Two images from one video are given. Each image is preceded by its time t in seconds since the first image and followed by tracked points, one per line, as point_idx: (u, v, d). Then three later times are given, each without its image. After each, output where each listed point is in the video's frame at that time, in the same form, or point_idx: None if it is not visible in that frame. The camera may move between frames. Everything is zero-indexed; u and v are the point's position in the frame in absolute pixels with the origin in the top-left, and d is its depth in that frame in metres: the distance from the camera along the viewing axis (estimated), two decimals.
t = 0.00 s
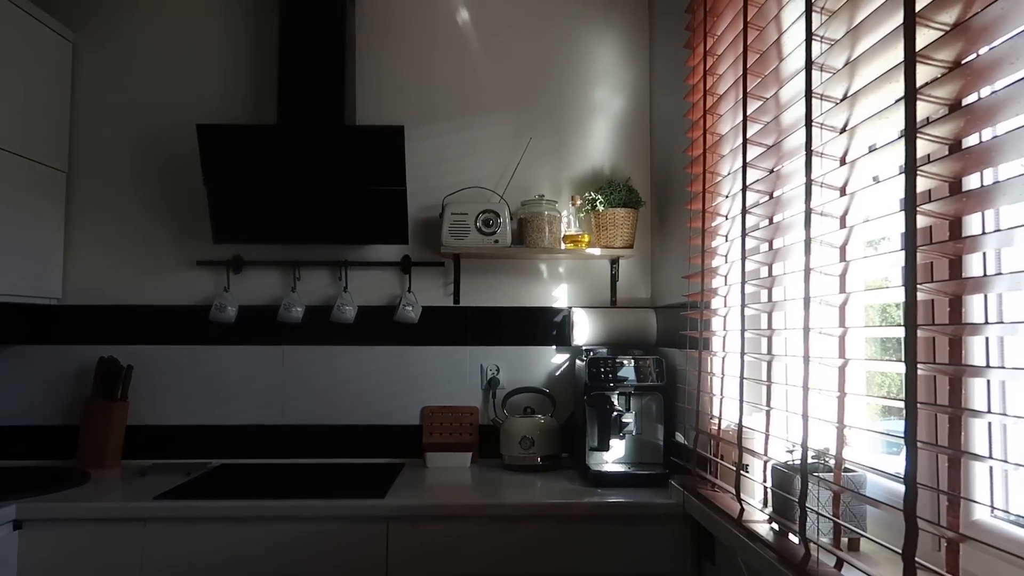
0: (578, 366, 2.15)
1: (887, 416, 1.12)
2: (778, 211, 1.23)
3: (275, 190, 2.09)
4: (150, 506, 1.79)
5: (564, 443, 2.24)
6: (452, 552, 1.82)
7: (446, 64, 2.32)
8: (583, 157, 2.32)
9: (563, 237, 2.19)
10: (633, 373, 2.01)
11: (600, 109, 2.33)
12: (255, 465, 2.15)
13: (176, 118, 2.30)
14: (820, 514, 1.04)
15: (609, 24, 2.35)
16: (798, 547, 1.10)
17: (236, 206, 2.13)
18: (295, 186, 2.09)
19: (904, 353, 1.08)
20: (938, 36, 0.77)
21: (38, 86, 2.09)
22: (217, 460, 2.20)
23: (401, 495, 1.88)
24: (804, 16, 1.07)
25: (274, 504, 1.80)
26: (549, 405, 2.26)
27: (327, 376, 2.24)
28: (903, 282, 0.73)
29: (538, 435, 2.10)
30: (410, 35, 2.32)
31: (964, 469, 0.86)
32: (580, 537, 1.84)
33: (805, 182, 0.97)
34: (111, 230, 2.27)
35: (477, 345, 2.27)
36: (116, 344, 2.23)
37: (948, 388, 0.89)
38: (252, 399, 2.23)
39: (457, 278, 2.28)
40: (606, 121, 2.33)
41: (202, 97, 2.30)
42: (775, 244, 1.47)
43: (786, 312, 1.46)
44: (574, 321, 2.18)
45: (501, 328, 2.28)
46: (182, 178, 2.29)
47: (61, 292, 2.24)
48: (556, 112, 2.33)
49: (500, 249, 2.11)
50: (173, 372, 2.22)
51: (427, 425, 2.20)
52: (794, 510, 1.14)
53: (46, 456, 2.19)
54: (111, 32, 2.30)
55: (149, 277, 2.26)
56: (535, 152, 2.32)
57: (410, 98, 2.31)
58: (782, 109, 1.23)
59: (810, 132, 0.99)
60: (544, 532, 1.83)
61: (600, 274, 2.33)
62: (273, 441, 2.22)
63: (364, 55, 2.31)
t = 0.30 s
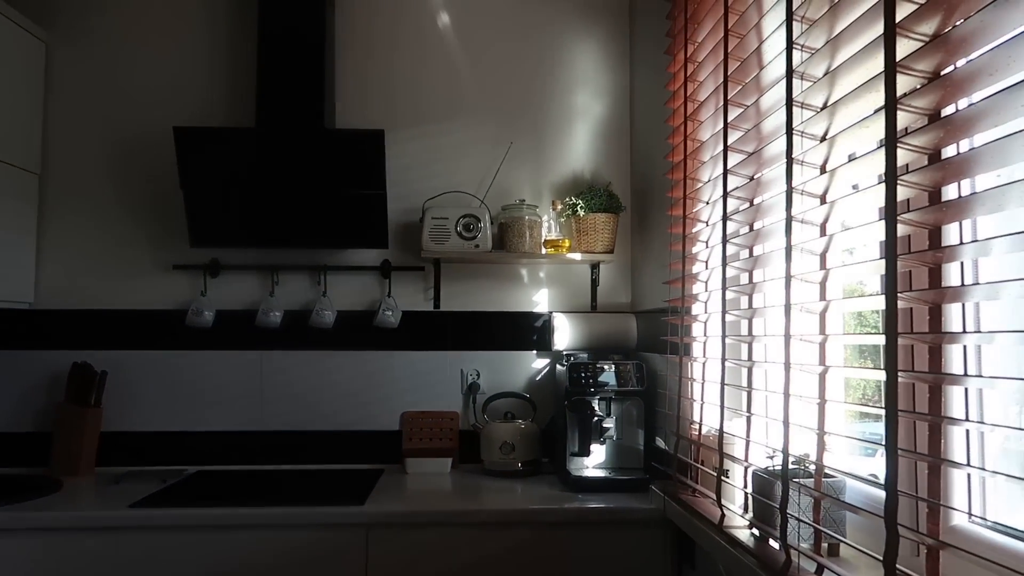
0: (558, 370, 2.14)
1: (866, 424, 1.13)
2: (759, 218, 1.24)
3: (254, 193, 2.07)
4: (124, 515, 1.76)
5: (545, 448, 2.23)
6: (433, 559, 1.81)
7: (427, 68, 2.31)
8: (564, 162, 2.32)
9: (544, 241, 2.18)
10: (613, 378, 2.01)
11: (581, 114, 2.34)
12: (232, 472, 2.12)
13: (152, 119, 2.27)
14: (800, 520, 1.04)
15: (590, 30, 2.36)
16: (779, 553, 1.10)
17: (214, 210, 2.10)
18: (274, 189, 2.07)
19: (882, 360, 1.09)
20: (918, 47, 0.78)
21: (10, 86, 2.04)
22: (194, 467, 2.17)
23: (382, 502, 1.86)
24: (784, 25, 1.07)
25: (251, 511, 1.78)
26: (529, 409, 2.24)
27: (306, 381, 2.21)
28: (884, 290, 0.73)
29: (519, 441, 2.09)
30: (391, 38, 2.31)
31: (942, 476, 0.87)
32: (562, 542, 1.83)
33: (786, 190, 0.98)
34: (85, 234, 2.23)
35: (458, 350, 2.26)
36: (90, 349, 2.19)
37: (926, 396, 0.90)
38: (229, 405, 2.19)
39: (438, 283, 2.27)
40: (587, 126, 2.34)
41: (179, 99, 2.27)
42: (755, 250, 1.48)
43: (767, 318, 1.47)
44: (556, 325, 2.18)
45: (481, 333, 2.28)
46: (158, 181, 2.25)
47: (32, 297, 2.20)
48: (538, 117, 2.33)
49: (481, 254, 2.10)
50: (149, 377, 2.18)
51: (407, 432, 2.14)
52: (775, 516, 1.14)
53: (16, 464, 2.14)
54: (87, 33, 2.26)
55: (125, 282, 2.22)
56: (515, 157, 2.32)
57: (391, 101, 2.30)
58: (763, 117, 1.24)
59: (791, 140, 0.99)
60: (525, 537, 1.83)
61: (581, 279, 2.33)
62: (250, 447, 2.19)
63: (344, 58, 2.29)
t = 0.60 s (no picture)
0: (539, 375, 2.13)
1: (845, 431, 1.14)
2: (739, 225, 1.25)
3: (231, 197, 2.04)
4: (94, 526, 1.72)
5: (525, 453, 2.22)
6: (412, 568, 1.78)
7: (407, 72, 2.30)
8: (544, 167, 2.32)
9: (524, 246, 2.18)
10: (594, 384, 2.01)
11: (561, 119, 2.34)
12: (207, 480, 2.08)
13: (126, 122, 2.23)
14: (781, 528, 1.04)
15: (570, 35, 2.36)
16: (760, 560, 1.10)
17: (189, 214, 2.06)
18: (250, 193, 2.04)
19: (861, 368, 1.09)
20: (897, 55, 0.78)
21: None
22: (167, 476, 2.12)
23: (360, 510, 1.84)
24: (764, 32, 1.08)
25: (227, 521, 1.74)
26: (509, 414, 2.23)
27: (283, 388, 2.18)
28: (865, 299, 0.73)
29: (499, 447, 2.08)
30: (370, 41, 2.29)
31: (923, 484, 0.88)
32: (542, 549, 1.82)
33: (767, 197, 0.98)
34: (55, 238, 2.18)
35: (437, 356, 2.24)
36: (60, 356, 2.14)
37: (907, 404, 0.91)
38: (204, 412, 2.16)
39: (417, 288, 2.26)
40: (567, 131, 2.34)
41: (154, 101, 2.24)
42: (735, 256, 1.48)
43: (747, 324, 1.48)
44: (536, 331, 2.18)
45: (461, 339, 2.27)
46: (132, 184, 2.21)
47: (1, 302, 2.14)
48: (518, 122, 2.32)
49: (461, 259, 2.09)
50: (121, 384, 2.14)
51: (386, 437, 2.12)
52: (756, 523, 1.14)
53: None
54: (58, 33, 2.22)
55: (97, 287, 2.18)
56: (495, 161, 2.31)
57: (371, 105, 2.28)
58: (743, 124, 1.24)
59: (772, 148, 0.99)
60: (505, 544, 1.81)
61: (561, 283, 2.33)
62: (226, 455, 2.15)
63: (323, 61, 2.27)
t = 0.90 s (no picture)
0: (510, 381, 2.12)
1: (812, 438, 1.15)
2: (710, 232, 1.25)
3: (197, 200, 2.00)
4: (50, 537, 1.66)
5: (496, 460, 2.20)
6: None
7: (377, 74, 2.27)
8: (516, 171, 2.31)
9: (495, 251, 2.16)
10: (565, 390, 2.00)
11: (533, 124, 2.33)
12: (170, 489, 2.03)
13: (87, 121, 2.16)
14: (752, 536, 1.04)
15: (542, 40, 2.36)
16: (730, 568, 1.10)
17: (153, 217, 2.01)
18: (217, 196, 2.00)
19: (830, 376, 1.10)
20: (867, 66, 0.79)
21: None
22: (129, 485, 2.06)
23: (328, 518, 1.80)
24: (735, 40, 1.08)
25: (190, 531, 1.70)
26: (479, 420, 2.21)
27: (249, 394, 2.13)
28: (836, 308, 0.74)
29: (469, 454, 2.05)
30: (340, 43, 2.26)
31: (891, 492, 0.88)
32: (513, 556, 1.81)
33: (738, 205, 0.98)
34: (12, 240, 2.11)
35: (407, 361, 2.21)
36: (16, 362, 2.06)
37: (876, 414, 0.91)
38: (167, 420, 2.10)
39: (387, 293, 2.23)
40: (539, 136, 2.34)
41: (117, 100, 2.18)
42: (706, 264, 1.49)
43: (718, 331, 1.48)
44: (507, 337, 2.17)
45: (432, 344, 2.25)
46: (93, 186, 2.15)
47: None
48: (489, 126, 2.31)
49: (431, 263, 2.07)
50: (81, 391, 2.07)
51: (355, 444, 2.09)
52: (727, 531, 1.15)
53: None
54: (17, 29, 2.15)
55: (55, 291, 2.11)
56: (467, 166, 2.29)
57: (341, 107, 2.25)
58: (714, 131, 1.25)
59: (743, 157, 1.00)
60: (476, 552, 1.79)
61: (533, 288, 2.32)
62: (190, 463, 2.10)
63: (292, 62, 2.24)
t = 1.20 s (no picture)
0: (483, 386, 2.10)
1: (782, 443, 1.16)
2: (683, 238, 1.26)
3: (164, 202, 1.96)
4: (9, 550, 1.60)
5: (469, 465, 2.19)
6: None
7: (350, 76, 2.25)
8: (490, 175, 2.30)
9: (468, 255, 2.15)
10: (538, 395, 2.00)
11: (507, 128, 2.33)
12: (135, 498, 1.98)
13: (50, 121, 2.11)
14: (725, 542, 1.04)
15: (516, 44, 2.35)
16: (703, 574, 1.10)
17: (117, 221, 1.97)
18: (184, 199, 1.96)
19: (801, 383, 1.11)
20: (839, 75, 0.80)
21: None
22: (93, 494, 2.01)
23: (299, 526, 1.77)
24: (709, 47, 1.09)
25: (155, 542, 1.65)
26: (452, 426, 2.19)
27: (218, 401, 2.09)
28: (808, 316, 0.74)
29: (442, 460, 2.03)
30: (313, 44, 2.23)
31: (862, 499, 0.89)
32: (486, 563, 1.79)
33: (712, 212, 0.98)
34: None
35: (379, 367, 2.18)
36: None
37: (846, 421, 0.92)
38: (133, 427, 2.05)
39: (359, 298, 2.21)
40: (512, 140, 2.33)
41: (81, 100, 2.12)
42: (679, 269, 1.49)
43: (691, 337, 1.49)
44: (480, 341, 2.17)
45: (405, 349, 2.23)
46: (55, 187, 2.09)
47: None
48: (463, 130, 2.30)
49: (404, 267, 2.04)
50: (42, 398, 2.01)
51: (326, 450, 2.11)
52: (700, 538, 1.15)
53: None
54: None
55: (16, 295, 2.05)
56: (441, 169, 2.28)
57: (313, 109, 2.22)
58: (688, 137, 1.25)
59: (716, 164, 1.00)
60: (449, 560, 1.78)
61: (506, 292, 2.31)
62: (156, 471, 2.05)
63: (263, 63, 2.20)
